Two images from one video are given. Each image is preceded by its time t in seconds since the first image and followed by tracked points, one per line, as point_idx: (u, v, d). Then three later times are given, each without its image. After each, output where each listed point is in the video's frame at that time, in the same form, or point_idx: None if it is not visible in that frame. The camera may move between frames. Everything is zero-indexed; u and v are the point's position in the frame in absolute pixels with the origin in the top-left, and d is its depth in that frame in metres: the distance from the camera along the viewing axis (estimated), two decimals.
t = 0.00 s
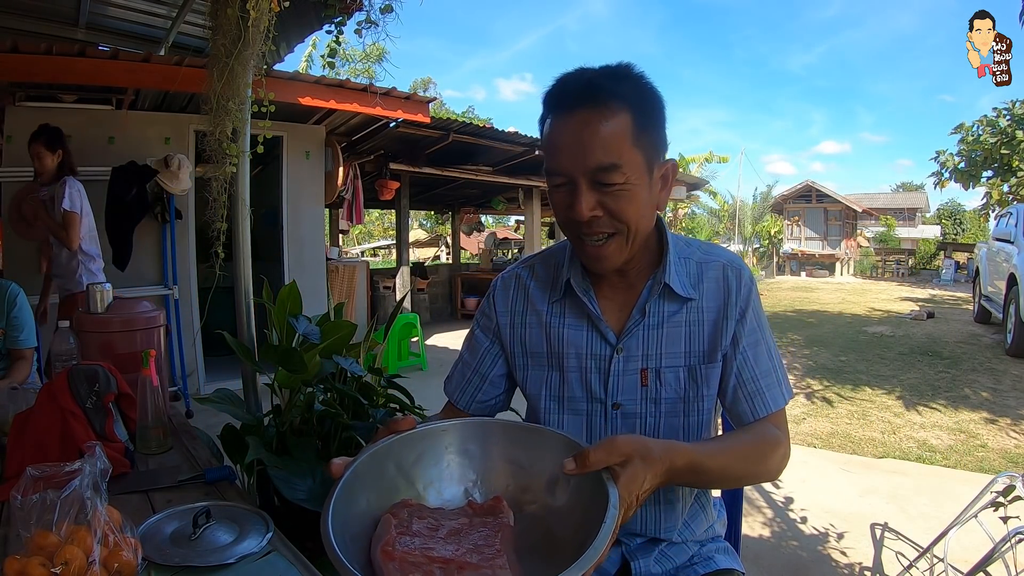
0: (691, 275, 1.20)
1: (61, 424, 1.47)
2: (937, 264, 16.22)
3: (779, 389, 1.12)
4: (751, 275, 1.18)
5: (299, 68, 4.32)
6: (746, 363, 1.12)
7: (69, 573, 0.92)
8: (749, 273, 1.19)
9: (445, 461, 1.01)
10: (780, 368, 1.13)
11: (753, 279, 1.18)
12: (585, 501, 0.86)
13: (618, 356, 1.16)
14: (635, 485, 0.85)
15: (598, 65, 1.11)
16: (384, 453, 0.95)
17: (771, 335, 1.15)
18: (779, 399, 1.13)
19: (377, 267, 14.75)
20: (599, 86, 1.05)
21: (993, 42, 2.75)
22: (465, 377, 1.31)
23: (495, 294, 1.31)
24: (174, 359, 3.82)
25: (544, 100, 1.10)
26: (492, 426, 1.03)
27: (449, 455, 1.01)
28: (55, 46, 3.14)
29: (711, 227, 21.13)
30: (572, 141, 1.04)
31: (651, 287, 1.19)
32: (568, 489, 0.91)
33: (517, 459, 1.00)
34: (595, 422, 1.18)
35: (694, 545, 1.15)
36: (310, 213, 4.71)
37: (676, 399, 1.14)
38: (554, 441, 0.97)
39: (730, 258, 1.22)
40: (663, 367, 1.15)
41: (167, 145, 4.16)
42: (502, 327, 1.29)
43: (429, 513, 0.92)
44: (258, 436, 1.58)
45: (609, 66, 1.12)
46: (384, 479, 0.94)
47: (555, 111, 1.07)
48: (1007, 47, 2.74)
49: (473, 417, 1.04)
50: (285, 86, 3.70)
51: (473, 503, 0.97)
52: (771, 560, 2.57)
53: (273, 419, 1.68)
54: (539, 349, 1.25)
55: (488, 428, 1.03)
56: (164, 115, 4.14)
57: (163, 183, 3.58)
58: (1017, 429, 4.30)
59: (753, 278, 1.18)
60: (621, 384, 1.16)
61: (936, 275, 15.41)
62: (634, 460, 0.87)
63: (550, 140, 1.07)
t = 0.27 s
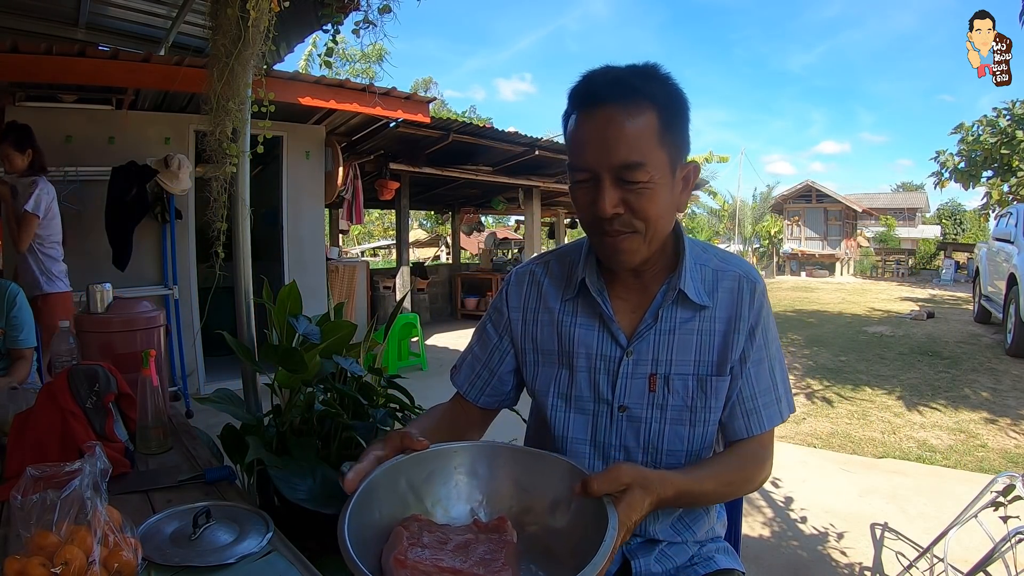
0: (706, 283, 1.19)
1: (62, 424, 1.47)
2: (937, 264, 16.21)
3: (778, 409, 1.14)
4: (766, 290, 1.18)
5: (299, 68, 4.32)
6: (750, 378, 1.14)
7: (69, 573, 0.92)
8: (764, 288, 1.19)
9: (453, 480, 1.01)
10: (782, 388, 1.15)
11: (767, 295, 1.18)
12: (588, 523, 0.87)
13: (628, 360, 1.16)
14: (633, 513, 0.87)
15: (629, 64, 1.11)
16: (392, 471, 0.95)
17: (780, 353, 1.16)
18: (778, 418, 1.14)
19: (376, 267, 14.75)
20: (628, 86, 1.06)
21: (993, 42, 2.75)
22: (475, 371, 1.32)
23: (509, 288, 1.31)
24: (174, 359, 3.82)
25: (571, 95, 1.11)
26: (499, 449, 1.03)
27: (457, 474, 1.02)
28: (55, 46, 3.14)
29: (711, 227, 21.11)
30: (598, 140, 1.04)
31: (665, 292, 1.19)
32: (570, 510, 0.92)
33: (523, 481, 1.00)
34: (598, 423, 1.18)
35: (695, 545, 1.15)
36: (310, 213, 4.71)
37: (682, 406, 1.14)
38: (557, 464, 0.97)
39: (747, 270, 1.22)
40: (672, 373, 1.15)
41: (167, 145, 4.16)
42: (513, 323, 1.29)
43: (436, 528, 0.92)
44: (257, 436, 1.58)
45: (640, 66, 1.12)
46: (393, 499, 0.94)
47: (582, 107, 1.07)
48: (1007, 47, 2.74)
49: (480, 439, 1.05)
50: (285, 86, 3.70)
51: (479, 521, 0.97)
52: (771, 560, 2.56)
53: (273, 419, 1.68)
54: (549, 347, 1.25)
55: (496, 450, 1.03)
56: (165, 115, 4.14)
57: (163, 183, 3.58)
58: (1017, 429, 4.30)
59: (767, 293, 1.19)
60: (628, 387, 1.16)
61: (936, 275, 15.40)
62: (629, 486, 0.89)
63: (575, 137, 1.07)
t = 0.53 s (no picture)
0: (714, 288, 1.19)
1: (61, 424, 1.47)
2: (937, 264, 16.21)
3: (781, 416, 1.14)
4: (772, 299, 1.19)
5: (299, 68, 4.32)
6: (752, 385, 1.14)
7: (69, 573, 0.92)
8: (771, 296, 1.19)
9: (469, 516, 0.97)
10: (785, 397, 1.15)
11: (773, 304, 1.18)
12: (604, 540, 0.87)
13: (634, 363, 1.16)
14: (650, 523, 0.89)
15: (651, 67, 1.11)
16: (410, 508, 0.91)
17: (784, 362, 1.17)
18: (777, 425, 1.15)
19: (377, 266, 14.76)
20: (651, 89, 1.06)
21: (992, 41, 2.75)
22: (476, 364, 1.31)
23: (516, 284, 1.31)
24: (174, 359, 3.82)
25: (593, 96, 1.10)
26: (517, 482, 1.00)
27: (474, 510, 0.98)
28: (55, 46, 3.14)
29: (711, 226, 21.11)
30: (622, 141, 1.03)
31: (673, 295, 1.19)
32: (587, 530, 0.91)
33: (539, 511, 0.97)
34: (601, 424, 1.18)
35: (695, 544, 1.15)
36: (310, 213, 4.71)
37: (685, 411, 1.14)
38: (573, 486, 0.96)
39: (754, 277, 1.22)
40: (678, 378, 1.15)
41: (167, 145, 4.16)
42: (520, 320, 1.29)
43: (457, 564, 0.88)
44: (258, 437, 1.58)
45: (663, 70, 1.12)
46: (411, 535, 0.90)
47: (604, 106, 1.07)
48: (1006, 47, 2.74)
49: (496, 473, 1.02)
50: (286, 86, 3.70)
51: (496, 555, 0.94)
52: (772, 560, 2.56)
53: (273, 420, 1.68)
54: (555, 347, 1.25)
55: (513, 483, 1.00)
56: (165, 115, 4.14)
57: (163, 183, 3.58)
58: (1017, 429, 4.30)
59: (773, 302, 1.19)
60: (633, 390, 1.16)
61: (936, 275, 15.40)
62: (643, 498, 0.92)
63: (596, 137, 1.06)
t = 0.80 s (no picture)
0: (718, 289, 1.19)
1: (61, 423, 1.47)
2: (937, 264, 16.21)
3: (783, 417, 1.14)
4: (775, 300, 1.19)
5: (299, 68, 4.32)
6: (755, 386, 1.14)
7: (69, 573, 0.92)
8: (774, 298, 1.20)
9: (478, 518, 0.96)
10: (787, 397, 1.15)
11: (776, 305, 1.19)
12: (616, 543, 0.88)
13: (639, 364, 1.16)
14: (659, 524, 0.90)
15: (660, 64, 1.11)
16: (418, 511, 0.89)
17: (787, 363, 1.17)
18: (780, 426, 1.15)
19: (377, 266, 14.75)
20: (662, 85, 1.07)
21: (993, 41, 2.75)
22: (476, 363, 1.28)
23: (520, 283, 1.30)
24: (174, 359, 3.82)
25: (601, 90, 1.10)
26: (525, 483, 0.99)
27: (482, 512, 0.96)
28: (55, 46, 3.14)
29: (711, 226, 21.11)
30: (633, 134, 1.04)
31: (678, 296, 1.19)
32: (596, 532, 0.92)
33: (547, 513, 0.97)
34: (605, 426, 1.18)
35: (696, 544, 1.15)
36: (310, 213, 4.71)
37: (690, 413, 1.14)
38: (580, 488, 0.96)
39: (757, 278, 1.22)
40: (683, 379, 1.15)
41: (167, 145, 4.16)
42: (524, 319, 1.28)
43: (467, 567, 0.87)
44: (257, 437, 1.58)
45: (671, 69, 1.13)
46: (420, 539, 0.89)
47: (613, 100, 1.07)
48: (1006, 47, 2.74)
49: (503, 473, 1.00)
50: (286, 86, 3.70)
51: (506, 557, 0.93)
52: (772, 560, 2.56)
53: (273, 419, 1.67)
54: (560, 348, 1.24)
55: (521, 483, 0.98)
56: (165, 115, 4.14)
57: (163, 183, 3.59)
58: (1017, 429, 4.30)
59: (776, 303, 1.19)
60: (638, 391, 1.15)
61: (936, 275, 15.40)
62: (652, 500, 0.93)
63: (607, 128, 1.06)
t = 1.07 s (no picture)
0: (718, 290, 1.19)
1: (61, 423, 1.47)
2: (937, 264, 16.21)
3: (784, 418, 1.14)
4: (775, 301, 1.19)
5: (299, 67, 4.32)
6: (755, 386, 1.15)
7: (69, 573, 0.92)
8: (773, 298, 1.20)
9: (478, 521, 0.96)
10: (787, 397, 1.16)
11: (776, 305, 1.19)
12: (618, 544, 0.87)
13: (639, 365, 1.16)
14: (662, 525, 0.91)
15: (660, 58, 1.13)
16: (420, 512, 0.89)
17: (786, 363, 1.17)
18: (781, 427, 1.15)
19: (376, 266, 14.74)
20: (664, 72, 1.09)
21: (993, 41, 2.75)
22: (474, 366, 1.28)
23: (519, 284, 1.30)
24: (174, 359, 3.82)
25: (603, 80, 1.12)
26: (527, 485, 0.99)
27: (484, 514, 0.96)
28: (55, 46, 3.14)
29: (711, 226, 21.11)
30: (633, 115, 1.06)
31: (677, 297, 1.19)
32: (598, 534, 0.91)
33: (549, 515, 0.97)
34: (605, 428, 1.18)
35: (696, 544, 1.15)
36: (310, 213, 4.71)
37: (690, 414, 1.14)
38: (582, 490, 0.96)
39: (757, 279, 1.22)
40: (683, 380, 1.15)
41: (167, 145, 4.16)
42: (522, 320, 1.28)
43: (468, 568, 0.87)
44: (258, 437, 1.57)
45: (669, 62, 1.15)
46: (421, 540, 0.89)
47: (616, 89, 1.09)
48: (1006, 47, 2.74)
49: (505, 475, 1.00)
50: (286, 86, 3.70)
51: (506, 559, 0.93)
52: (772, 560, 2.56)
53: (273, 419, 1.67)
54: (559, 348, 1.24)
55: (523, 485, 0.98)
56: (165, 115, 4.15)
57: (163, 183, 3.59)
58: (1017, 429, 4.29)
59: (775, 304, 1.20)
60: (638, 392, 1.15)
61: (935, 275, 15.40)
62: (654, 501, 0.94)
63: (613, 112, 1.08)
